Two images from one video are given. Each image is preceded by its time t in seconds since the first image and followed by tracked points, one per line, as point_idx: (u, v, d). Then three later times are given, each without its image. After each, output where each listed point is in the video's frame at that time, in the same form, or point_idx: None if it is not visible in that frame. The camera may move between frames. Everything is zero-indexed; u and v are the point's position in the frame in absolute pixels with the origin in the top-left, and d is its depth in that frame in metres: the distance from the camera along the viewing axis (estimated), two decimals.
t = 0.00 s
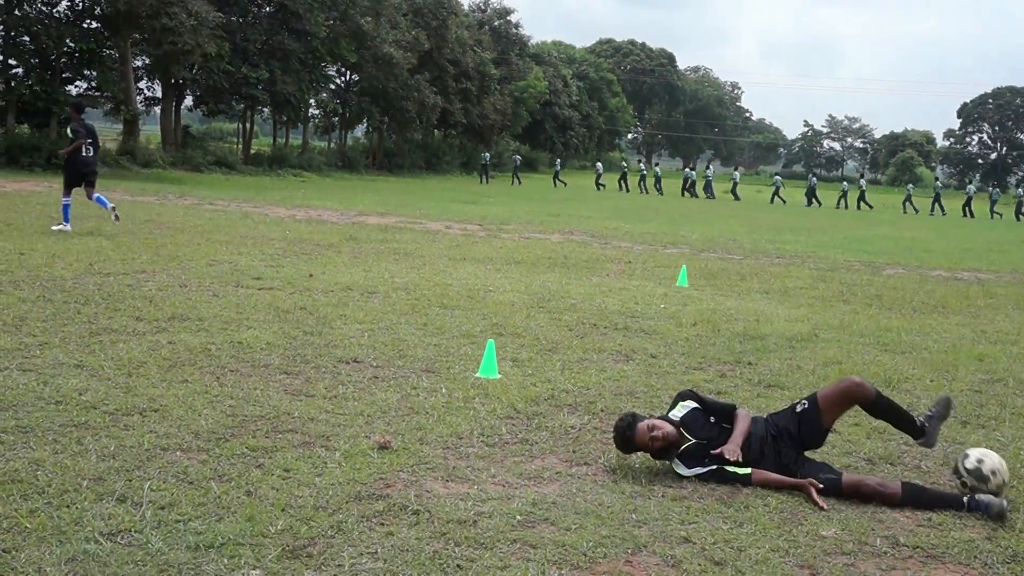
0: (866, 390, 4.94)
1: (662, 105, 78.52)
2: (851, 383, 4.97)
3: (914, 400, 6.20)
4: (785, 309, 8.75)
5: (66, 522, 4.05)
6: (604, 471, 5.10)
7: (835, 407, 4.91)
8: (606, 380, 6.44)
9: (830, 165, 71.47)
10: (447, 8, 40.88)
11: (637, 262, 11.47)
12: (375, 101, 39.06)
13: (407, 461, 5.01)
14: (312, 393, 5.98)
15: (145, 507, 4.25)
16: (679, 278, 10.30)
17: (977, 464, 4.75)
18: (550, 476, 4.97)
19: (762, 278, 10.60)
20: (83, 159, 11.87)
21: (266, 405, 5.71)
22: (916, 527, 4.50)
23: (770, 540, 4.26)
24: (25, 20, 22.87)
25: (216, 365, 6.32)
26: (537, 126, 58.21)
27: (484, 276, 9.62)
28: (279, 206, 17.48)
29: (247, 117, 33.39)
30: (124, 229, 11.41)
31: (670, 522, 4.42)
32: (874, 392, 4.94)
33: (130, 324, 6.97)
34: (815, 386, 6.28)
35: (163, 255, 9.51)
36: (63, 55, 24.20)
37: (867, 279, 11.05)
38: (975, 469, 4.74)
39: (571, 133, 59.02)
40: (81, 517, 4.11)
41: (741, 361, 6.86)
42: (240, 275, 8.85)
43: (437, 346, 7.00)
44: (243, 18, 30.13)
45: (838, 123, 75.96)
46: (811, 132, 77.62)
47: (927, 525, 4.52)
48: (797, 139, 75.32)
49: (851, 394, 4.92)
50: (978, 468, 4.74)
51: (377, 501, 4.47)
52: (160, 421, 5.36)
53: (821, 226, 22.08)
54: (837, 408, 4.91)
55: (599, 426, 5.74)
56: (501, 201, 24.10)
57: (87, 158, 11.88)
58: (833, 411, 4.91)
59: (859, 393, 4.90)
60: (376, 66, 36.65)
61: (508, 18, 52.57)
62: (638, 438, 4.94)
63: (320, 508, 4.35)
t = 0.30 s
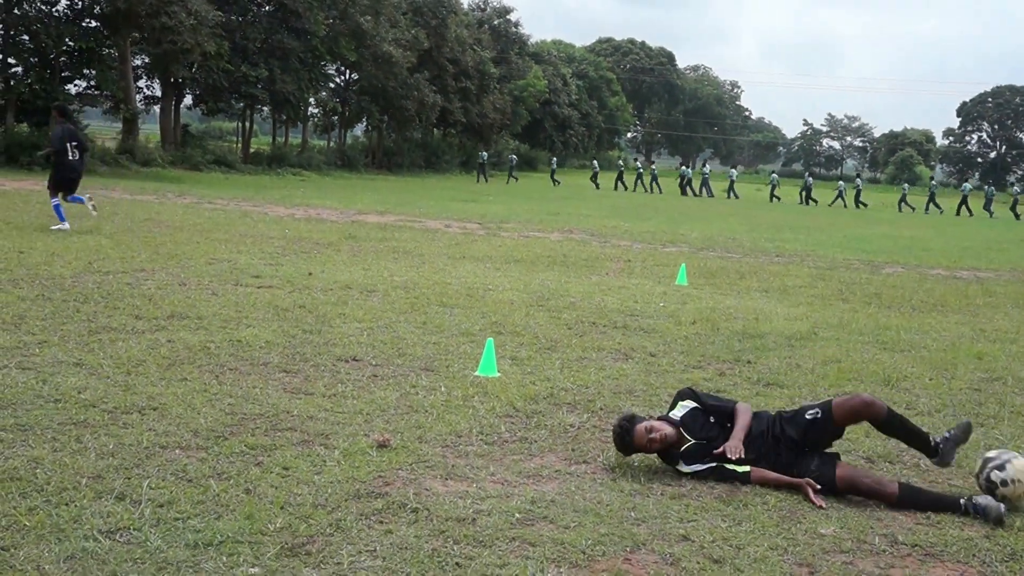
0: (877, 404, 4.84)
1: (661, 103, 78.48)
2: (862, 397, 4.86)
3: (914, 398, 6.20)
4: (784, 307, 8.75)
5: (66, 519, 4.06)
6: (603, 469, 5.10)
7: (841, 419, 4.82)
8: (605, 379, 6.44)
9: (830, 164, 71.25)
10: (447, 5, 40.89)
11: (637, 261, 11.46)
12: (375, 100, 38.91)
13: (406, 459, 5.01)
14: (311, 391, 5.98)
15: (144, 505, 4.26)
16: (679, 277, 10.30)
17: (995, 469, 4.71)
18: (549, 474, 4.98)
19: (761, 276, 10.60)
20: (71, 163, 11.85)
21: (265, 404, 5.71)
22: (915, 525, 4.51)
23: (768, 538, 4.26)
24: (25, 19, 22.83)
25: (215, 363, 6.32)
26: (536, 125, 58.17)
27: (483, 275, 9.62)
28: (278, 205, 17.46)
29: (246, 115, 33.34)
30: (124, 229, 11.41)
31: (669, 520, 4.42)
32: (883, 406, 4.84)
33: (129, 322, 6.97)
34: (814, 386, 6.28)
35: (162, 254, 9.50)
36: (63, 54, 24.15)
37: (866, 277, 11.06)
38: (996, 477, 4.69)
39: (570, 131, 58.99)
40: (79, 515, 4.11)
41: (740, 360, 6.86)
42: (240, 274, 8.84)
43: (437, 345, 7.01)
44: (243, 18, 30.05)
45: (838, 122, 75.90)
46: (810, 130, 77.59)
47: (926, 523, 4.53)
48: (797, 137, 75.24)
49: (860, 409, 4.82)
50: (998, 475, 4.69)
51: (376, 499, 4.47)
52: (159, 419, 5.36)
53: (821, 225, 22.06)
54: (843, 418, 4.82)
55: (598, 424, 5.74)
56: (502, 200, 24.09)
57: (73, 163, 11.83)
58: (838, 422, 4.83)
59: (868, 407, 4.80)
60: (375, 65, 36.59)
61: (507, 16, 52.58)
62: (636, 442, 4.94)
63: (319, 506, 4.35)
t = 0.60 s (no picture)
0: (879, 415, 4.78)
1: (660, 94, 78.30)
2: (866, 405, 4.80)
3: (908, 393, 6.21)
4: (780, 302, 8.75)
5: (60, 510, 4.08)
6: (597, 463, 5.12)
7: (842, 424, 4.79)
8: (600, 373, 6.45)
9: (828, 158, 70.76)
10: None
11: (632, 255, 11.47)
12: (372, 93, 38.73)
13: (401, 451, 5.03)
14: (306, 383, 5.99)
15: (138, 496, 4.27)
16: (674, 271, 10.31)
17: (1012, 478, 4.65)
18: (544, 467, 4.99)
19: (756, 271, 10.61)
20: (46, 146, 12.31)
21: (260, 396, 5.71)
22: (908, 519, 4.53)
23: (762, 531, 4.29)
24: (20, 11, 22.65)
25: (211, 355, 6.32)
26: (535, 115, 58.03)
27: (479, 268, 9.62)
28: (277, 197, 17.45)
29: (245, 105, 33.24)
30: (120, 220, 11.39)
31: (663, 513, 4.44)
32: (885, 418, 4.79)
33: (124, 314, 6.97)
34: (810, 381, 6.28)
35: (158, 246, 9.49)
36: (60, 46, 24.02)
37: (862, 272, 11.07)
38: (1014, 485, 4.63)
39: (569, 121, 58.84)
40: (75, 506, 4.13)
41: (735, 354, 6.88)
42: (237, 266, 8.83)
43: (433, 338, 7.02)
44: (240, 10, 30.22)
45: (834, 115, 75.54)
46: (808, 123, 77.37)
47: (919, 517, 4.55)
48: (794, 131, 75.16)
49: (860, 416, 4.78)
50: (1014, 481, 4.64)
51: (370, 492, 4.49)
52: (154, 411, 5.37)
53: (817, 220, 22.07)
54: (844, 422, 4.79)
55: (593, 418, 5.75)
56: (500, 193, 24.05)
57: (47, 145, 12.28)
58: (838, 426, 4.80)
59: (870, 414, 4.76)
60: (373, 58, 36.49)
61: (505, 9, 52.56)
62: (632, 433, 5.00)
63: (313, 498, 4.37)
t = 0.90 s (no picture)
0: (874, 414, 4.88)
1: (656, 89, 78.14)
2: (860, 405, 4.89)
3: (901, 388, 6.30)
4: (775, 298, 8.83)
5: (65, 503, 4.15)
6: (593, 457, 5.21)
7: (837, 422, 4.88)
8: (597, 368, 6.54)
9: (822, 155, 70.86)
10: None
11: (629, 252, 11.52)
12: (370, 92, 38.64)
13: (400, 445, 5.11)
14: (307, 377, 6.07)
15: (142, 490, 4.35)
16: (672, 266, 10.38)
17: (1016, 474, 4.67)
18: (541, 461, 5.07)
19: (753, 268, 10.69)
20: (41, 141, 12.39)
21: (261, 390, 5.79)
22: (899, 511, 4.62)
23: (756, 523, 4.37)
24: (22, 9, 22.43)
25: (212, 350, 6.40)
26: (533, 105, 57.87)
27: (477, 265, 9.68)
28: (280, 195, 17.55)
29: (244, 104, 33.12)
30: (121, 217, 11.43)
31: (659, 506, 4.52)
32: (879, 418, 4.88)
33: (126, 310, 7.03)
34: (804, 377, 6.37)
35: (160, 243, 9.55)
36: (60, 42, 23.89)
37: (856, 269, 11.14)
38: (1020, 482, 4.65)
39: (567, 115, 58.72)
40: (78, 499, 4.21)
41: (731, 349, 6.96)
42: (238, 263, 8.89)
43: (432, 333, 7.10)
44: (239, 9, 30.18)
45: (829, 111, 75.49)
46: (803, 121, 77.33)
47: (910, 510, 4.64)
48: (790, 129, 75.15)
49: (855, 416, 4.87)
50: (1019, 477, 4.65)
51: (370, 484, 4.57)
52: (157, 406, 5.44)
53: (813, 218, 22.10)
54: (839, 420, 4.88)
55: (590, 413, 5.83)
56: (499, 193, 24.04)
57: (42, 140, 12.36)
58: (834, 423, 4.89)
59: (864, 414, 4.85)
60: (371, 57, 36.37)
61: (502, 8, 52.40)
62: (631, 428, 5.07)
63: (314, 491, 4.45)
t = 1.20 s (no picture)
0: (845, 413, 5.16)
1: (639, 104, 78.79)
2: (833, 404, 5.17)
3: (871, 383, 6.62)
4: (754, 297, 9.17)
5: (73, 496, 4.39)
6: (580, 449, 5.49)
7: (810, 420, 5.16)
8: (583, 365, 6.83)
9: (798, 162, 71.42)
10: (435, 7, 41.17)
11: (614, 254, 11.84)
12: (367, 100, 38.96)
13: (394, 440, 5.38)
14: (304, 375, 6.34)
15: (147, 483, 4.61)
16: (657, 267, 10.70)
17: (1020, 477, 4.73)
18: (530, 454, 5.36)
19: (734, 268, 11.03)
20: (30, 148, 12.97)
21: (261, 388, 6.05)
22: (871, 501, 4.91)
23: (734, 513, 4.65)
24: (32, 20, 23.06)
25: (214, 350, 6.66)
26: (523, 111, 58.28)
27: (467, 266, 9.98)
28: (280, 199, 17.91)
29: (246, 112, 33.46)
30: (124, 221, 11.68)
31: (642, 497, 4.81)
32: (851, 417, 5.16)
33: (131, 310, 7.29)
34: (780, 372, 6.68)
35: (164, 245, 9.82)
36: (69, 54, 24.04)
37: (832, 270, 11.50)
38: None
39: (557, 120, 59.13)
40: (86, 492, 4.45)
41: (711, 347, 7.26)
42: (239, 265, 9.17)
43: (425, 332, 7.38)
44: (241, 21, 30.39)
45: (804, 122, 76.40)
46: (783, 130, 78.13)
47: (881, 499, 4.94)
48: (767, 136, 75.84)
49: (828, 414, 5.15)
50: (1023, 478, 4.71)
51: (366, 478, 4.84)
52: (162, 402, 5.70)
53: (792, 221, 22.51)
54: (813, 418, 5.16)
55: (576, 408, 6.12)
56: (489, 196, 24.37)
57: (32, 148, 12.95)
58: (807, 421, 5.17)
59: (836, 414, 5.12)
60: (368, 66, 36.83)
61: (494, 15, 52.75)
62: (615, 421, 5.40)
63: (312, 484, 4.71)
